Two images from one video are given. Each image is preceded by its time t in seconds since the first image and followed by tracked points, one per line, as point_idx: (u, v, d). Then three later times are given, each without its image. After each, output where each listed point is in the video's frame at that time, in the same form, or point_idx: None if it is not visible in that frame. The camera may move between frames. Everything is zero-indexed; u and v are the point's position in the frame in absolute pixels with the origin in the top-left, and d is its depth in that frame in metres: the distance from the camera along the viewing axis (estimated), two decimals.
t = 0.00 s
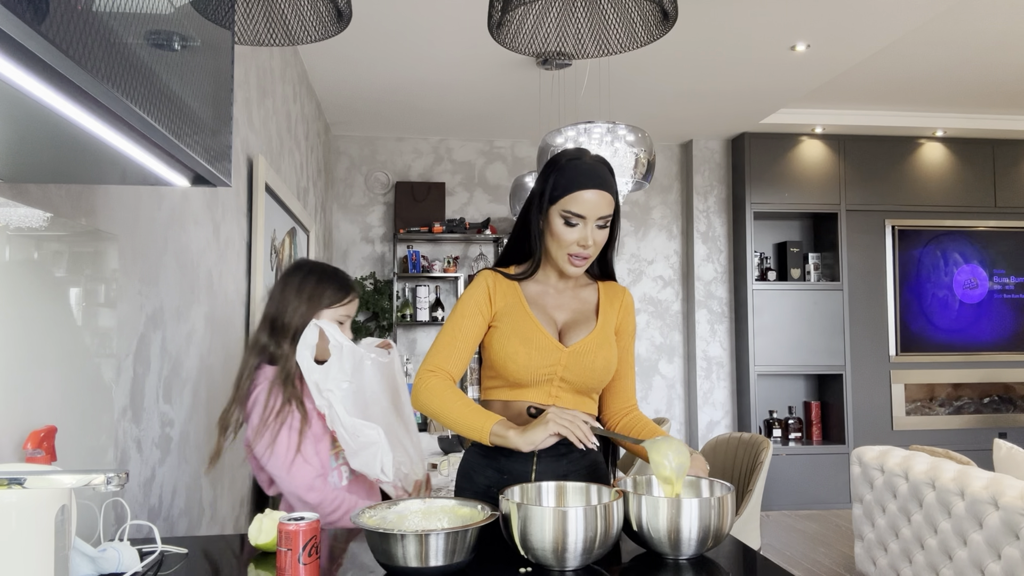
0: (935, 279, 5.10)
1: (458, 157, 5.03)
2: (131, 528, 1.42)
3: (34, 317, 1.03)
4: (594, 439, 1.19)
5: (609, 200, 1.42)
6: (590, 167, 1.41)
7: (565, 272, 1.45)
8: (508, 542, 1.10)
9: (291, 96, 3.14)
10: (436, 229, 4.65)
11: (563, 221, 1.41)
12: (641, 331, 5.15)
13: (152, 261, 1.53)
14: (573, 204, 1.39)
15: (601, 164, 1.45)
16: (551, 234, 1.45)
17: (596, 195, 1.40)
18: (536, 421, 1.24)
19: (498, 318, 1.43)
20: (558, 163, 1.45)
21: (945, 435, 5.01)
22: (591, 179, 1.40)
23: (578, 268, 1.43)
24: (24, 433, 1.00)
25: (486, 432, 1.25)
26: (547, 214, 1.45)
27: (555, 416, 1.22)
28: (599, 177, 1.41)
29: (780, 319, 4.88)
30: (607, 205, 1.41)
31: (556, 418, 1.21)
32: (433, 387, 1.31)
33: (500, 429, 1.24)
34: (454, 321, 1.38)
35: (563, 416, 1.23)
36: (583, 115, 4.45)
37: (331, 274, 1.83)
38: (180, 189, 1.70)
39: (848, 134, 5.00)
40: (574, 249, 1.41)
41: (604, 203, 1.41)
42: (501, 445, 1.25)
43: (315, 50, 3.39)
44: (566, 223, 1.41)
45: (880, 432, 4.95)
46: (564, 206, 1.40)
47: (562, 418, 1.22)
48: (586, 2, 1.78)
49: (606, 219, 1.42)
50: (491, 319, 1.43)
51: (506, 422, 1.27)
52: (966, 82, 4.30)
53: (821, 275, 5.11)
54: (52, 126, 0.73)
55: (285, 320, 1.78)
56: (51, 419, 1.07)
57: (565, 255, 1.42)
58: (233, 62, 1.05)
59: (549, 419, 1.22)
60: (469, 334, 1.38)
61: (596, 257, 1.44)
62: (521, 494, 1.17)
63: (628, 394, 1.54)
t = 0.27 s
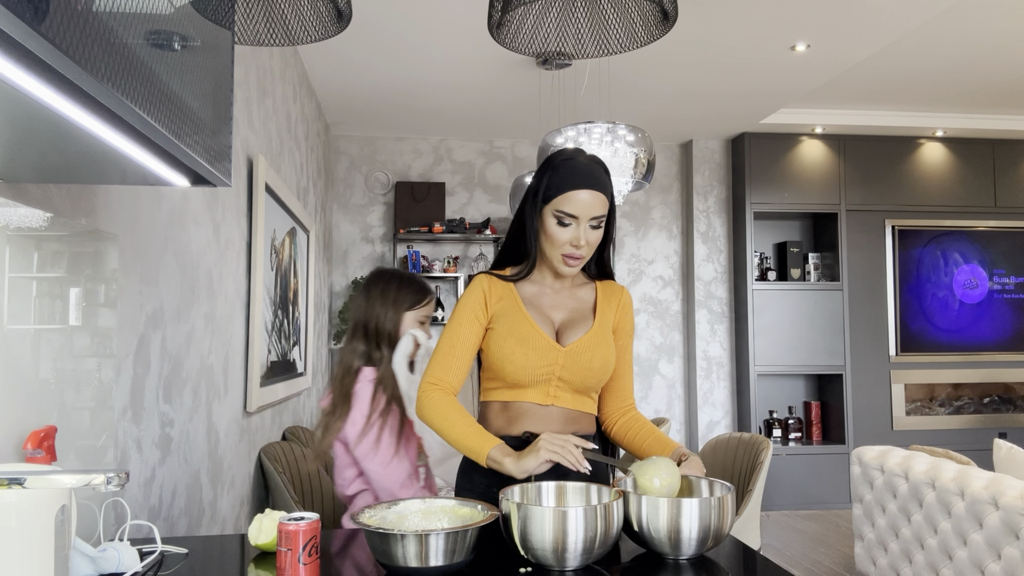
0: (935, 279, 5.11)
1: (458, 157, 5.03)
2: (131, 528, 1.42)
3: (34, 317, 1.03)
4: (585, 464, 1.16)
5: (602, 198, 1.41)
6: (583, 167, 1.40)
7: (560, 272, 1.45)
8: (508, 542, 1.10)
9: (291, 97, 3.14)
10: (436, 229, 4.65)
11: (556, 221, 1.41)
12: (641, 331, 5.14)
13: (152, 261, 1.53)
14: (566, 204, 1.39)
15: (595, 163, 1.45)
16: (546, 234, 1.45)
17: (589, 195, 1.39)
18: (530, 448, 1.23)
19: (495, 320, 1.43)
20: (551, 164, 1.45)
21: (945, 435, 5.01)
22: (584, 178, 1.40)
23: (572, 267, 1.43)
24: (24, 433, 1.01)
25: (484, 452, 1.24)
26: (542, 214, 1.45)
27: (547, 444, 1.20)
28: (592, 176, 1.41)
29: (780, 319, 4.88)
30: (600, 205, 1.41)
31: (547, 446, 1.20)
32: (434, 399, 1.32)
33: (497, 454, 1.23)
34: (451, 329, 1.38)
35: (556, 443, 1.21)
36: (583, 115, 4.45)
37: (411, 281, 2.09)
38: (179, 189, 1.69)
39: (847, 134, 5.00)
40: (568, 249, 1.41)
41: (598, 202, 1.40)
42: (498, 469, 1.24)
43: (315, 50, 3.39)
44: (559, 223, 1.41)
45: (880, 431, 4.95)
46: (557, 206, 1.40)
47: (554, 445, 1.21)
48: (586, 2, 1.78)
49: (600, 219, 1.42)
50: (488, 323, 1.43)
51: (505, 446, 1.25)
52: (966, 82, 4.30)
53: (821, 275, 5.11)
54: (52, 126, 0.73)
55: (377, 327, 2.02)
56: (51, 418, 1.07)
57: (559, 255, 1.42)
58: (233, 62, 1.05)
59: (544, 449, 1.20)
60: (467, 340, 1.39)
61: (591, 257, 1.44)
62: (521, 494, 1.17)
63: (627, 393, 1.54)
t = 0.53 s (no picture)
0: (935, 279, 5.11)
1: (459, 157, 5.03)
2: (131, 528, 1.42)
3: (34, 317, 1.03)
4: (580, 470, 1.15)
5: (592, 198, 1.41)
6: (573, 167, 1.41)
7: (553, 271, 1.45)
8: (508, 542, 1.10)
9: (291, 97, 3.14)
10: (436, 229, 4.65)
11: (549, 222, 1.41)
12: (641, 330, 5.14)
13: (152, 261, 1.53)
14: (556, 205, 1.40)
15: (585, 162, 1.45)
16: (537, 234, 1.45)
17: (580, 194, 1.40)
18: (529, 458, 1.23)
19: (489, 323, 1.43)
20: (542, 164, 1.45)
21: (945, 435, 5.01)
22: (575, 178, 1.40)
23: (565, 267, 1.43)
24: (24, 433, 1.01)
25: (483, 461, 1.25)
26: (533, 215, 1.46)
27: (541, 453, 1.20)
28: (582, 176, 1.41)
29: (780, 319, 4.88)
30: (592, 205, 1.41)
31: (542, 456, 1.19)
32: (434, 410, 1.33)
33: (496, 465, 1.24)
34: (448, 338, 1.39)
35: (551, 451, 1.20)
36: (583, 115, 4.45)
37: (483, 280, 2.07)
38: (179, 189, 1.69)
39: (847, 134, 5.00)
40: (560, 249, 1.41)
41: (589, 202, 1.41)
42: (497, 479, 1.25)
43: (315, 50, 3.39)
44: (551, 223, 1.41)
45: (880, 431, 4.95)
46: (547, 206, 1.41)
47: (548, 453, 1.20)
48: (586, 2, 1.78)
49: (591, 218, 1.42)
50: (483, 326, 1.43)
51: (503, 456, 1.26)
52: (966, 82, 4.31)
53: (821, 275, 5.11)
54: (53, 126, 0.73)
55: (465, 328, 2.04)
56: (52, 418, 1.08)
57: (552, 256, 1.42)
58: (232, 61, 1.05)
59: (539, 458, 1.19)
60: (464, 346, 1.40)
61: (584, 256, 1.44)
62: (521, 494, 1.17)
63: (624, 391, 1.54)
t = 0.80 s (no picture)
0: (935, 279, 5.11)
1: (459, 157, 5.03)
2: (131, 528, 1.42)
3: (34, 317, 1.03)
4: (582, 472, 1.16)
5: (575, 196, 1.41)
6: (554, 166, 1.41)
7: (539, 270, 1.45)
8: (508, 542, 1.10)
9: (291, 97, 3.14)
10: (436, 229, 4.65)
11: (530, 220, 1.42)
12: (641, 330, 5.14)
13: (152, 261, 1.53)
14: (537, 203, 1.40)
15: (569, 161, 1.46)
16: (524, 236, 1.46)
17: (560, 192, 1.40)
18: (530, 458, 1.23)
19: (486, 323, 1.44)
20: (528, 164, 1.47)
21: (945, 435, 5.01)
22: (554, 177, 1.40)
23: (550, 265, 1.43)
24: (24, 433, 1.01)
25: (483, 462, 1.25)
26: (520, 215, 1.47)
27: (542, 454, 1.20)
28: (562, 175, 1.41)
29: (780, 319, 4.88)
30: (572, 203, 1.41)
31: (543, 456, 1.20)
32: (434, 412, 1.34)
33: (495, 466, 1.24)
34: (445, 339, 1.40)
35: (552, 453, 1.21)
36: (583, 115, 4.45)
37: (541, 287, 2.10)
38: (180, 189, 1.69)
39: (847, 134, 5.00)
40: (542, 247, 1.41)
41: (569, 200, 1.40)
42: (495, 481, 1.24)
43: (316, 50, 3.39)
44: (533, 222, 1.41)
45: (880, 431, 4.95)
46: (530, 205, 1.41)
47: (549, 454, 1.20)
48: (586, 2, 1.78)
49: (574, 217, 1.41)
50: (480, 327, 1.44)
51: (503, 457, 1.26)
52: (966, 82, 4.31)
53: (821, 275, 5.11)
54: (53, 126, 0.73)
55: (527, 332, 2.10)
56: (51, 419, 1.08)
57: (534, 254, 1.42)
58: (232, 62, 1.05)
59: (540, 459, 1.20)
60: (461, 347, 1.40)
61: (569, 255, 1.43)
62: (521, 494, 1.17)
63: (622, 390, 1.54)
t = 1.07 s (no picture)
0: (935, 279, 5.11)
1: (458, 157, 5.03)
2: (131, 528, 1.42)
3: (34, 317, 1.03)
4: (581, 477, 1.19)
5: (565, 195, 1.42)
6: (544, 165, 1.42)
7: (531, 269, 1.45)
8: (508, 542, 1.10)
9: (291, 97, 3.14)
10: (436, 229, 4.65)
11: (520, 219, 1.42)
12: (641, 330, 5.14)
13: (152, 260, 1.53)
14: (527, 203, 1.41)
15: (561, 161, 1.46)
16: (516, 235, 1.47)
17: (549, 191, 1.40)
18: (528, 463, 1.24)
19: (483, 325, 1.44)
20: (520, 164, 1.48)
21: (945, 435, 5.01)
22: (544, 176, 1.41)
23: (540, 265, 1.43)
24: (24, 433, 1.01)
25: (481, 464, 1.26)
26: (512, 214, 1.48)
27: (540, 460, 1.21)
28: (552, 174, 1.42)
29: (780, 319, 4.88)
30: (562, 202, 1.41)
31: (541, 462, 1.21)
32: (432, 414, 1.34)
33: (493, 468, 1.24)
34: (442, 341, 1.40)
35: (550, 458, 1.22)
36: (583, 115, 4.46)
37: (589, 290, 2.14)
38: (180, 189, 1.69)
39: (847, 134, 5.00)
40: (532, 247, 1.41)
41: (559, 199, 1.40)
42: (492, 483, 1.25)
43: (316, 50, 3.39)
44: (522, 220, 1.42)
45: (880, 431, 4.95)
46: (520, 204, 1.42)
47: (548, 460, 1.21)
48: (586, 2, 1.78)
49: (564, 216, 1.41)
50: (477, 328, 1.44)
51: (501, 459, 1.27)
52: (967, 82, 4.31)
53: (821, 275, 5.11)
54: (52, 126, 0.73)
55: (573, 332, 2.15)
56: (51, 419, 1.08)
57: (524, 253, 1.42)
58: (232, 62, 1.05)
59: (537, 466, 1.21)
60: (458, 349, 1.41)
61: (560, 254, 1.43)
62: (521, 494, 1.17)
63: (620, 390, 1.54)
